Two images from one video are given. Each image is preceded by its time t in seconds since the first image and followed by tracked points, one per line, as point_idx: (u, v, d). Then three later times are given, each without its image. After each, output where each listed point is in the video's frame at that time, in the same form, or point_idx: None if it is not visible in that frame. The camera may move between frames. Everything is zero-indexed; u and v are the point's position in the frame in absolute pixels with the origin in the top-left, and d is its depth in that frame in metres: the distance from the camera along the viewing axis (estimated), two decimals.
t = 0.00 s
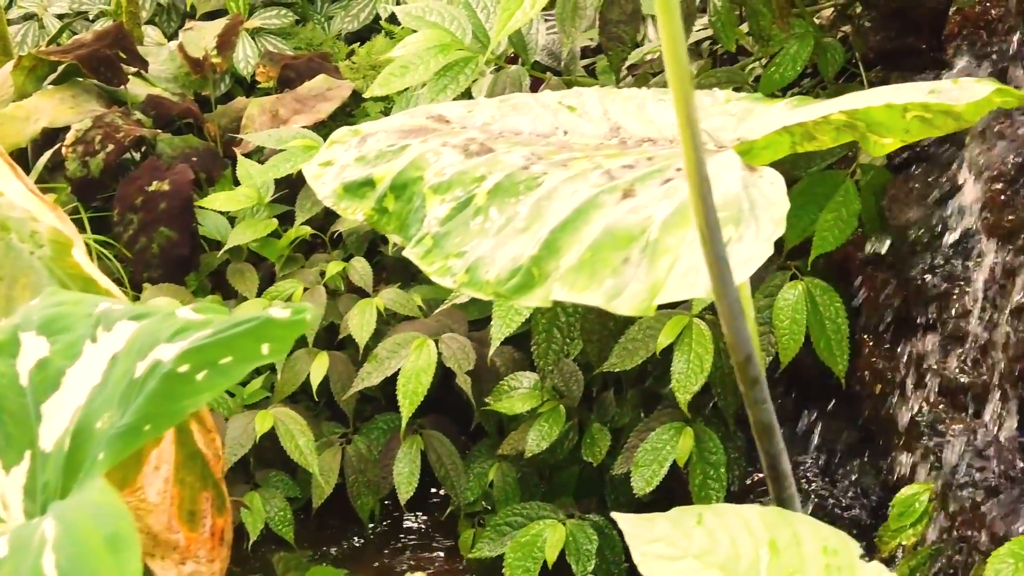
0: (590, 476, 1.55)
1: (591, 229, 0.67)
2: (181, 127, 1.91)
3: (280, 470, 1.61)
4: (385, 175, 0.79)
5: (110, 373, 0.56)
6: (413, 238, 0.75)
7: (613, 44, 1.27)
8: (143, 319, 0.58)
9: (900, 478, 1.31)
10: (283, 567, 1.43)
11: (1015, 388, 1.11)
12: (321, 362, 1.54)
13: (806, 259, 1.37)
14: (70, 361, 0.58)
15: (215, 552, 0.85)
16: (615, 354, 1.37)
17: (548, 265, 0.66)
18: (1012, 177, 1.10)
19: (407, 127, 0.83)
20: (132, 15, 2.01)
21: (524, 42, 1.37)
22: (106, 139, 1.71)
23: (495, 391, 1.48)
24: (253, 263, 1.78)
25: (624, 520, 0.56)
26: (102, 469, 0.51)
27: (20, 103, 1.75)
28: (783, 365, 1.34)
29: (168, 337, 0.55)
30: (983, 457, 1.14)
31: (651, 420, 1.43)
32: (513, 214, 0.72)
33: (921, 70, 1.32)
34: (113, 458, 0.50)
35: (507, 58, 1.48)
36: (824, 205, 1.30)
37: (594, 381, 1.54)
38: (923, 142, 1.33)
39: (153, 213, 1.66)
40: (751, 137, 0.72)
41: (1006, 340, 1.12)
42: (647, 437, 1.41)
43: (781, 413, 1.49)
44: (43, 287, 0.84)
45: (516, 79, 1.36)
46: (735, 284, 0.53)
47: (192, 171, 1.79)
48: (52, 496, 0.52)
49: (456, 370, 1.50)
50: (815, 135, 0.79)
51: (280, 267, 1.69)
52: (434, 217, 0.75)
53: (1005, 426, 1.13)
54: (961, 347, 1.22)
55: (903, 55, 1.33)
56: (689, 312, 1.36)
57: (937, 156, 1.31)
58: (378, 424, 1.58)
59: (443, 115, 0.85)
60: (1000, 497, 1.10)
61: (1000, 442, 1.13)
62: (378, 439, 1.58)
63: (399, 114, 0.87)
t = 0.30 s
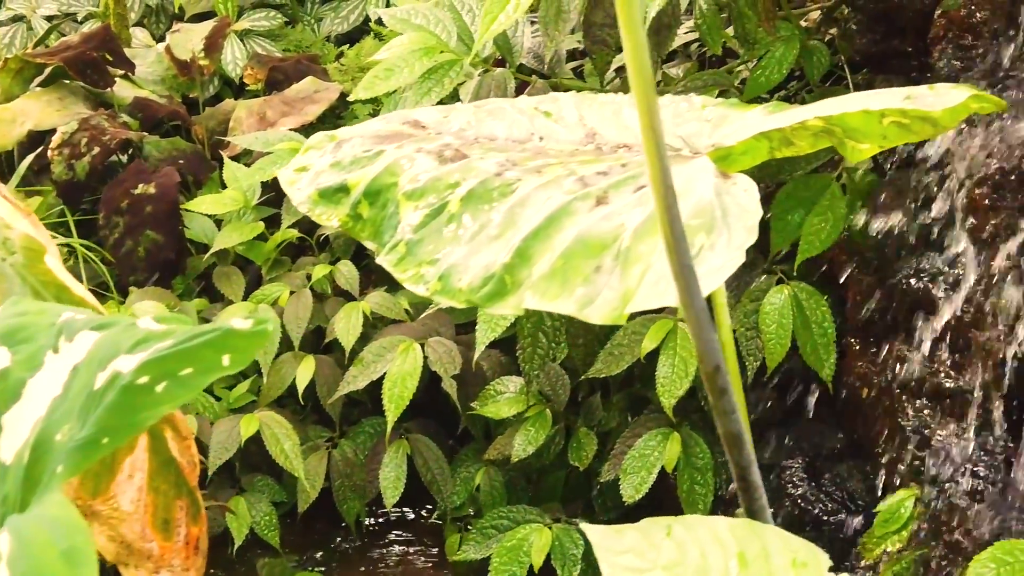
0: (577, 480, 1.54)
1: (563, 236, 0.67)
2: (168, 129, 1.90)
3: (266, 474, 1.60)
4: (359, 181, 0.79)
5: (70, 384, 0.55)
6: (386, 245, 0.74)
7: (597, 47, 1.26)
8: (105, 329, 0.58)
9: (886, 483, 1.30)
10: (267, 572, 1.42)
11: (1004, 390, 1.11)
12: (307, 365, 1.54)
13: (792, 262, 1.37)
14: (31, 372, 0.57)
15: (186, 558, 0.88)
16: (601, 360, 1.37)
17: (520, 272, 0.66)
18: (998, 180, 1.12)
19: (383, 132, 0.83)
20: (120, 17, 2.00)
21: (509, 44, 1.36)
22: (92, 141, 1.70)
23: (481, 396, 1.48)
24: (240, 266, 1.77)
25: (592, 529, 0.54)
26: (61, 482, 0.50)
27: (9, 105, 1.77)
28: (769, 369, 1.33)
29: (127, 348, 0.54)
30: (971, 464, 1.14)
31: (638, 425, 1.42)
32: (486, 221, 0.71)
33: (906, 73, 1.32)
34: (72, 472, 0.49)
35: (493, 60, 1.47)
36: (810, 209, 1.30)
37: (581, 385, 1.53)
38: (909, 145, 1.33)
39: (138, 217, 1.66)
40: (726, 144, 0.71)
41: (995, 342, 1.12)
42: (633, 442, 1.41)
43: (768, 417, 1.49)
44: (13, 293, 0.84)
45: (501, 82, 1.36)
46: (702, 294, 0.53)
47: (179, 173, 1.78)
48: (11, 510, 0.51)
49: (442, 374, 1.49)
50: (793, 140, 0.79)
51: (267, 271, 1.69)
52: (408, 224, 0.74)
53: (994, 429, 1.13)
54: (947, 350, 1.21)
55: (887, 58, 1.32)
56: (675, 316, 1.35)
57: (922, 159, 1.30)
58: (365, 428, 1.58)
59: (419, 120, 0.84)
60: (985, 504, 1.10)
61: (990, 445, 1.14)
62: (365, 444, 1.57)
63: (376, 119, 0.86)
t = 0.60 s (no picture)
0: (565, 484, 1.53)
1: (536, 243, 0.66)
2: (156, 132, 1.89)
3: (253, 478, 1.59)
4: (334, 187, 0.78)
5: (32, 394, 0.54)
6: (360, 252, 0.73)
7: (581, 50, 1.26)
8: (67, 339, 0.57)
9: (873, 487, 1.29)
10: None
11: (989, 394, 1.10)
12: (293, 369, 1.53)
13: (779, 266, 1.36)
14: None
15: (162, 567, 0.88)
16: (586, 363, 1.37)
17: (493, 280, 0.65)
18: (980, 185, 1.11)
19: (359, 138, 0.82)
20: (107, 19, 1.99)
21: (495, 47, 1.36)
22: (79, 144, 1.70)
23: (468, 400, 1.47)
24: (227, 269, 1.76)
25: (562, 542, 0.54)
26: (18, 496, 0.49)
27: None
28: (756, 373, 1.32)
29: (88, 359, 0.53)
30: (960, 470, 1.14)
31: (625, 431, 1.42)
32: (460, 228, 0.70)
33: (893, 76, 1.31)
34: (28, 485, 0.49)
35: (479, 63, 1.47)
36: (796, 213, 1.29)
37: (568, 389, 1.52)
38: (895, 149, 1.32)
39: (125, 220, 1.65)
40: (702, 150, 0.71)
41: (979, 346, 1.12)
42: (622, 447, 1.40)
43: (756, 420, 1.48)
44: None
45: (486, 85, 1.35)
46: (670, 303, 0.52)
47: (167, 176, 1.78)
48: None
49: (429, 378, 1.49)
50: (771, 146, 0.78)
51: (254, 274, 1.68)
52: (381, 231, 0.74)
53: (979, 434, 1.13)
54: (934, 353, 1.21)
55: (874, 61, 1.31)
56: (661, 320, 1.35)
57: (908, 162, 1.30)
58: (352, 431, 1.57)
59: (395, 126, 0.84)
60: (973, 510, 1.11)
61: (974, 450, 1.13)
62: (352, 448, 1.56)
63: (352, 124, 0.86)
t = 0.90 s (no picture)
0: (552, 488, 1.53)
1: (509, 249, 0.65)
2: (144, 134, 1.89)
3: (239, 482, 1.59)
4: (310, 192, 0.78)
5: None
6: (335, 257, 0.73)
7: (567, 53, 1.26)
8: (29, 347, 0.57)
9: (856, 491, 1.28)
10: None
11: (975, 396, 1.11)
12: (280, 372, 1.52)
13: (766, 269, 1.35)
14: None
15: None
16: (572, 364, 1.36)
17: (466, 286, 0.65)
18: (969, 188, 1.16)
19: (336, 142, 0.81)
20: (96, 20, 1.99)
21: (481, 50, 1.35)
22: (65, 146, 1.69)
23: (455, 402, 1.46)
24: (215, 272, 1.76)
25: (533, 553, 0.52)
26: None
27: None
28: (742, 377, 1.32)
29: (48, 368, 0.53)
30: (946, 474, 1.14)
31: (612, 435, 1.41)
32: (434, 233, 0.70)
33: (880, 79, 1.30)
34: None
35: (468, 66, 1.47)
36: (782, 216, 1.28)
37: (556, 392, 1.52)
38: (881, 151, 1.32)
39: (111, 223, 1.64)
40: (678, 154, 0.70)
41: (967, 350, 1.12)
42: (609, 452, 1.39)
43: (744, 424, 1.48)
44: None
45: (472, 87, 1.34)
46: (638, 311, 0.51)
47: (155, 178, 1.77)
48: None
49: (415, 382, 1.48)
50: (751, 150, 0.77)
51: (242, 277, 1.68)
52: (356, 236, 0.73)
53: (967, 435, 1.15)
54: (920, 358, 1.20)
55: (861, 64, 1.30)
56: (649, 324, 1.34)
57: (895, 165, 1.29)
58: (339, 435, 1.56)
59: (372, 130, 0.83)
60: (957, 512, 1.11)
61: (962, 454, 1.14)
62: (339, 451, 1.56)
63: (329, 128, 0.85)
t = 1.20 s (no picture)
0: (540, 492, 1.52)
1: (483, 255, 0.65)
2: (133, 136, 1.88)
3: (225, 486, 1.58)
4: (285, 197, 0.77)
5: None
6: (309, 263, 0.72)
7: (553, 55, 1.25)
8: None
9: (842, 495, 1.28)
10: None
11: (961, 400, 1.12)
12: (266, 376, 1.52)
13: (753, 272, 1.34)
14: None
15: None
16: (559, 368, 1.35)
17: (440, 292, 0.64)
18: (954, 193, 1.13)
19: (312, 146, 0.81)
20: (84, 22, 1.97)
21: (467, 52, 1.35)
22: (52, 149, 1.69)
23: (443, 406, 1.45)
24: (202, 275, 1.75)
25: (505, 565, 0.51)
26: None
27: None
28: (729, 381, 1.31)
29: (7, 378, 0.52)
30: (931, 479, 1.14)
31: (599, 439, 1.40)
32: (408, 239, 0.69)
33: (868, 82, 1.30)
34: None
35: (454, 68, 1.46)
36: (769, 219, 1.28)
37: (543, 396, 1.51)
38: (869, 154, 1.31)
39: (98, 226, 1.63)
40: (655, 160, 0.69)
41: (953, 354, 1.12)
42: (596, 455, 1.38)
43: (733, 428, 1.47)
44: None
45: (458, 90, 1.34)
46: (607, 318, 0.51)
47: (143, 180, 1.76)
48: None
49: (402, 385, 1.47)
50: (731, 155, 0.77)
51: (229, 280, 1.67)
52: (330, 242, 0.72)
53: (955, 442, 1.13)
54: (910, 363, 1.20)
55: (851, 66, 1.31)
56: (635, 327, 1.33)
57: (883, 168, 1.29)
58: (326, 439, 1.56)
59: (350, 134, 0.82)
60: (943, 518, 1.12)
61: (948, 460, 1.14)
62: (326, 455, 1.55)
63: (307, 132, 0.84)
